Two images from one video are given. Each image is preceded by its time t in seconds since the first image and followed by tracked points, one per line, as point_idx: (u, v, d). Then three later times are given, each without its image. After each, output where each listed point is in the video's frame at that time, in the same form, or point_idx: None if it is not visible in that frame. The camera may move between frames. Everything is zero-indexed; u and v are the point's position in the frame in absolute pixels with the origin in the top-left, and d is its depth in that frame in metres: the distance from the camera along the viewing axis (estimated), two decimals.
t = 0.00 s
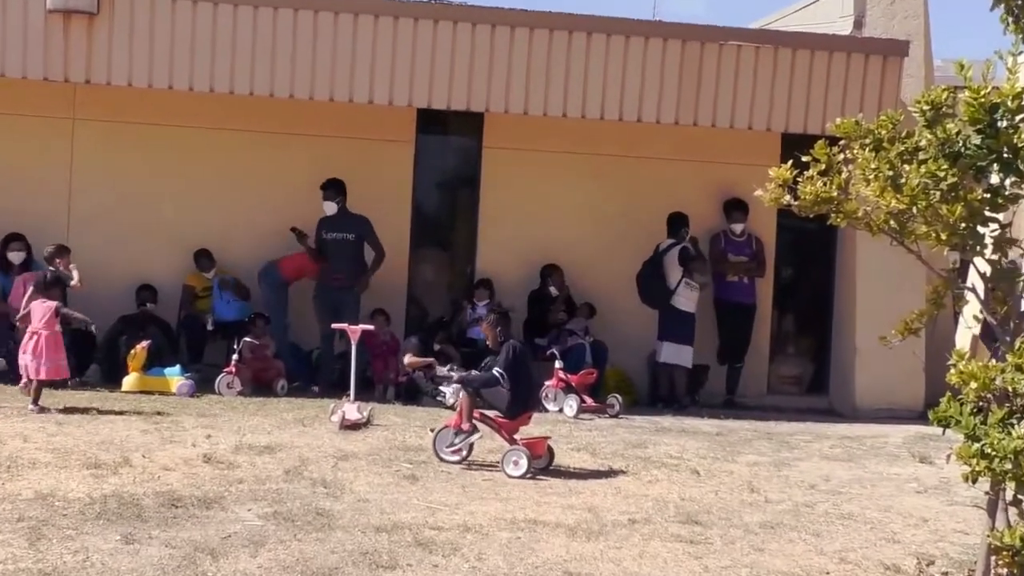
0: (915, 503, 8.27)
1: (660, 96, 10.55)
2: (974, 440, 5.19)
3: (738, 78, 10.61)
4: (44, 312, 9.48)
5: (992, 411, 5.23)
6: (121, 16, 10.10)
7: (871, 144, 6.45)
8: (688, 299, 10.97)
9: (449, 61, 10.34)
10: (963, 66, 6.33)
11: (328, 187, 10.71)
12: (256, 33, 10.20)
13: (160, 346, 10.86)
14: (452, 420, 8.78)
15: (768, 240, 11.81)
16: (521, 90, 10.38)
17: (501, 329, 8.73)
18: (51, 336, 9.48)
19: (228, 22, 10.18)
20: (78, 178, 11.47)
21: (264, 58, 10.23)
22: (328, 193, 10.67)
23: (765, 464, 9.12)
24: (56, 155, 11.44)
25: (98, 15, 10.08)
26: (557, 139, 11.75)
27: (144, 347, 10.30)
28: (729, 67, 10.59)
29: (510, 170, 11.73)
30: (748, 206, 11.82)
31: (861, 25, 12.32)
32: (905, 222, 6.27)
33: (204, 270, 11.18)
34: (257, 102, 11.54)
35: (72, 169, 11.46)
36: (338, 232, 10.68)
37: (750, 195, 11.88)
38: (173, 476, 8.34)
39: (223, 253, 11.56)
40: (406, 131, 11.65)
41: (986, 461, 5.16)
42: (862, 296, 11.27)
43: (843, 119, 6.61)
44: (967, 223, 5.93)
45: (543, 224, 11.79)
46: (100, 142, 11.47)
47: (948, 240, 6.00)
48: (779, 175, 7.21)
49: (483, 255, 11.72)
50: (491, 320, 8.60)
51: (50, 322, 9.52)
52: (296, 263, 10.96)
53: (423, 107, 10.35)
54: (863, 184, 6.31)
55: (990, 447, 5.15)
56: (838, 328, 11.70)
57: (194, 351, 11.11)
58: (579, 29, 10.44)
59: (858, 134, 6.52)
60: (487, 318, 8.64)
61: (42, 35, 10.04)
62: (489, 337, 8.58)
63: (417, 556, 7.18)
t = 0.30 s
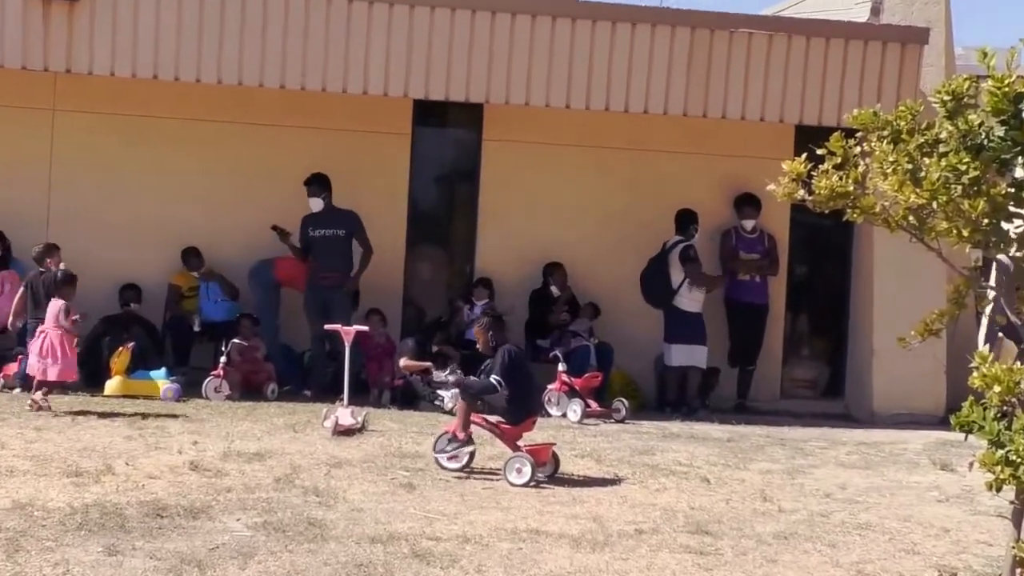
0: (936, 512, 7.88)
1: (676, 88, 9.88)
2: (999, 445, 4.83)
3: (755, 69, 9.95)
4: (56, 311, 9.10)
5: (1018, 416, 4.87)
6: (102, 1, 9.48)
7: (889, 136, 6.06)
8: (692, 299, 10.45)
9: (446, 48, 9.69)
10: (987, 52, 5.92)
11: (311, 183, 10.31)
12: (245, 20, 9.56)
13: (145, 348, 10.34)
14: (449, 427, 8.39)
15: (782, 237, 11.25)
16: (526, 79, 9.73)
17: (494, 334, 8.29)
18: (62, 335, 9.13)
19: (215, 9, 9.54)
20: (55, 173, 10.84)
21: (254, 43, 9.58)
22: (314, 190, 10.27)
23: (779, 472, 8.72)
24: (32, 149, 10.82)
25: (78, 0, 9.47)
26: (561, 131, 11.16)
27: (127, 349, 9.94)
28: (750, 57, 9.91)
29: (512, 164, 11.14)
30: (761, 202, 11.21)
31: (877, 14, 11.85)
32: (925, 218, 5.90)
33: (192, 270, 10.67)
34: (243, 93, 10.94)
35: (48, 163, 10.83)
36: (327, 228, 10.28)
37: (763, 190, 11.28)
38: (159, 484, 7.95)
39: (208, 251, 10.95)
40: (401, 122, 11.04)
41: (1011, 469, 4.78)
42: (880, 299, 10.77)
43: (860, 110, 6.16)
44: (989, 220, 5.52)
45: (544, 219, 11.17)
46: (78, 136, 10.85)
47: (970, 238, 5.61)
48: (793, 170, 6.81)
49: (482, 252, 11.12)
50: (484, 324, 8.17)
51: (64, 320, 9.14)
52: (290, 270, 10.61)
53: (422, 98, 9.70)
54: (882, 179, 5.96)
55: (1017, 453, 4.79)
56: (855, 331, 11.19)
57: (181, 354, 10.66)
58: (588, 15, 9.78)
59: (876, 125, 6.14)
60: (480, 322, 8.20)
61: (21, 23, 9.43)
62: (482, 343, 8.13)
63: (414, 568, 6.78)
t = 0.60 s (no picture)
0: (953, 519, 7.60)
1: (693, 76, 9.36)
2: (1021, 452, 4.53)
3: (774, 54, 9.41)
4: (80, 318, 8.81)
5: None
6: None
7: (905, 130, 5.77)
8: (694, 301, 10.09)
9: (447, 34, 9.19)
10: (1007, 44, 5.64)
11: (306, 179, 10.04)
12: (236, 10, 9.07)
13: (135, 353, 10.14)
14: (447, 432, 8.14)
15: (792, 234, 10.96)
16: (532, 73, 9.24)
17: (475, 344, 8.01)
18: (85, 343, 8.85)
19: None
20: (42, 169, 10.54)
21: (246, 28, 9.08)
22: (309, 187, 9.98)
23: (790, 477, 8.45)
24: (18, 144, 10.52)
25: None
26: (565, 126, 10.86)
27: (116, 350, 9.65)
28: (768, 45, 9.40)
29: (514, 160, 10.85)
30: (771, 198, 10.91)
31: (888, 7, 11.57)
32: (941, 215, 5.62)
33: (183, 269, 10.40)
34: (235, 85, 10.63)
35: (36, 159, 10.54)
36: (323, 225, 10.02)
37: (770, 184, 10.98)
38: (148, 490, 7.69)
39: (201, 249, 10.68)
40: (399, 115, 10.76)
41: None
42: (892, 292, 10.44)
43: (872, 103, 5.82)
44: (1006, 216, 5.26)
45: (547, 217, 10.90)
46: (65, 130, 10.55)
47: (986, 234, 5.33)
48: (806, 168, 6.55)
49: (483, 251, 10.85)
50: (461, 337, 7.89)
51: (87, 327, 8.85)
52: (285, 270, 10.29)
53: (423, 92, 9.19)
54: (896, 174, 5.66)
55: None
56: (869, 330, 10.85)
57: (172, 355, 10.41)
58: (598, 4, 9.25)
59: (889, 119, 5.76)
60: (458, 334, 7.91)
61: (3, 11, 8.92)
62: (464, 355, 7.84)
63: None
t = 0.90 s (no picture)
0: (970, 528, 7.33)
1: (702, 68, 9.09)
2: None
3: (783, 43, 9.14)
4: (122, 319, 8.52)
5: None
6: None
7: (919, 123, 5.55)
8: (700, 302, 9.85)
9: (446, 24, 8.93)
10: None
11: (306, 176, 9.75)
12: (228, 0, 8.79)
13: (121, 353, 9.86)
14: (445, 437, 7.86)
15: (802, 232, 10.69)
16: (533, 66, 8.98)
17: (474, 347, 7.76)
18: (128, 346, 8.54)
19: None
20: (29, 165, 10.27)
21: (237, 16, 8.81)
22: (310, 184, 9.72)
23: (801, 484, 8.18)
24: (5, 139, 10.25)
25: None
26: (569, 121, 10.60)
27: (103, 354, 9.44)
28: (776, 35, 9.14)
29: (517, 157, 10.58)
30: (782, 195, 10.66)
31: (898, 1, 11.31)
32: (958, 212, 5.30)
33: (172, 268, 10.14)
34: (228, 78, 10.37)
35: (22, 154, 10.27)
36: (320, 223, 9.74)
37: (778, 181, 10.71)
38: (136, 497, 7.41)
39: (194, 248, 10.42)
40: (397, 109, 10.49)
41: None
42: (909, 289, 10.12)
43: (886, 97, 5.67)
44: None
45: (549, 216, 10.63)
46: (53, 125, 10.28)
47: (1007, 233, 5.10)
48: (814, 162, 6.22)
49: (483, 249, 10.59)
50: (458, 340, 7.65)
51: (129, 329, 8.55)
52: (280, 270, 10.07)
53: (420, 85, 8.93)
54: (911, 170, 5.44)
55: None
56: (882, 331, 10.52)
57: (160, 357, 10.14)
58: None
59: (904, 114, 5.60)
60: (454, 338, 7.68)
61: None
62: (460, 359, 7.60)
63: None
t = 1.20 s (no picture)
0: (996, 536, 7.08)
1: (716, 61, 8.87)
2: None
3: (799, 34, 8.92)
4: (175, 317, 8.47)
5: None
6: None
7: (941, 119, 5.55)
8: (717, 302, 9.60)
9: (452, 15, 8.71)
10: None
11: (315, 174, 9.58)
12: None
13: (117, 354, 9.66)
14: (454, 441, 7.63)
15: (820, 230, 10.47)
16: (541, 59, 8.76)
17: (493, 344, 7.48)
18: (182, 343, 8.51)
19: None
20: (26, 162, 10.08)
21: (238, 8, 8.61)
22: (320, 183, 9.53)
23: (819, 490, 7.94)
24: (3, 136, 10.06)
25: None
26: (580, 116, 10.38)
27: (97, 355, 9.29)
28: (790, 27, 8.92)
29: (527, 153, 10.37)
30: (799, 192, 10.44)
31: None
32: (981, 210, 5.31)
33: (169, 266, 9.93)
34: (229, 72, 10.17)
35: (19, 151, 10.08)
36: (324, 221, 9.53)
37: (792, 177, 10.48)
38: (135, 503, 7.20)
39: (196, 247, 10.21)
40: (402, 104, 10.28)
41: None
42: (932, 294, 9.89)
43: (907, 91, 5.67)
44: None
45: (559, 214, 10.41)
46: (50, 121, 10.08)
47: None
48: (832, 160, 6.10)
49: (490, 248, 10.37)
50: (478, 336, 7.37)
51: (183, 327, 8.52)
52: (281, 269, 9.85)
53: (425, 78, 8.72)
54: (932, 166, 5.41)
55: None
56: (904, 337, 10.30)
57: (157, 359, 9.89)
58: None
59: (926, 108, 5.61)
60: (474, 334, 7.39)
61: None
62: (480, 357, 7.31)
63: None
